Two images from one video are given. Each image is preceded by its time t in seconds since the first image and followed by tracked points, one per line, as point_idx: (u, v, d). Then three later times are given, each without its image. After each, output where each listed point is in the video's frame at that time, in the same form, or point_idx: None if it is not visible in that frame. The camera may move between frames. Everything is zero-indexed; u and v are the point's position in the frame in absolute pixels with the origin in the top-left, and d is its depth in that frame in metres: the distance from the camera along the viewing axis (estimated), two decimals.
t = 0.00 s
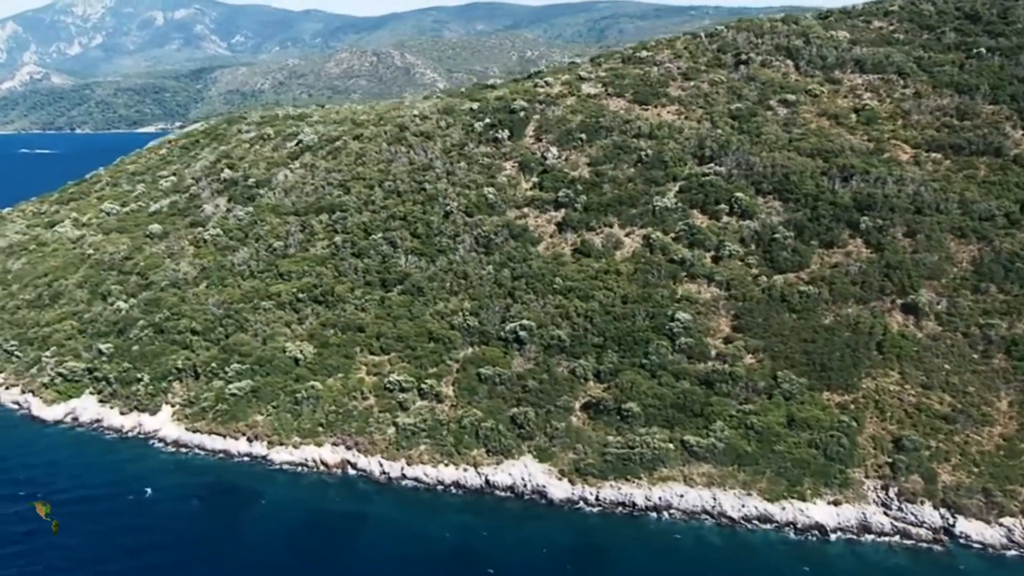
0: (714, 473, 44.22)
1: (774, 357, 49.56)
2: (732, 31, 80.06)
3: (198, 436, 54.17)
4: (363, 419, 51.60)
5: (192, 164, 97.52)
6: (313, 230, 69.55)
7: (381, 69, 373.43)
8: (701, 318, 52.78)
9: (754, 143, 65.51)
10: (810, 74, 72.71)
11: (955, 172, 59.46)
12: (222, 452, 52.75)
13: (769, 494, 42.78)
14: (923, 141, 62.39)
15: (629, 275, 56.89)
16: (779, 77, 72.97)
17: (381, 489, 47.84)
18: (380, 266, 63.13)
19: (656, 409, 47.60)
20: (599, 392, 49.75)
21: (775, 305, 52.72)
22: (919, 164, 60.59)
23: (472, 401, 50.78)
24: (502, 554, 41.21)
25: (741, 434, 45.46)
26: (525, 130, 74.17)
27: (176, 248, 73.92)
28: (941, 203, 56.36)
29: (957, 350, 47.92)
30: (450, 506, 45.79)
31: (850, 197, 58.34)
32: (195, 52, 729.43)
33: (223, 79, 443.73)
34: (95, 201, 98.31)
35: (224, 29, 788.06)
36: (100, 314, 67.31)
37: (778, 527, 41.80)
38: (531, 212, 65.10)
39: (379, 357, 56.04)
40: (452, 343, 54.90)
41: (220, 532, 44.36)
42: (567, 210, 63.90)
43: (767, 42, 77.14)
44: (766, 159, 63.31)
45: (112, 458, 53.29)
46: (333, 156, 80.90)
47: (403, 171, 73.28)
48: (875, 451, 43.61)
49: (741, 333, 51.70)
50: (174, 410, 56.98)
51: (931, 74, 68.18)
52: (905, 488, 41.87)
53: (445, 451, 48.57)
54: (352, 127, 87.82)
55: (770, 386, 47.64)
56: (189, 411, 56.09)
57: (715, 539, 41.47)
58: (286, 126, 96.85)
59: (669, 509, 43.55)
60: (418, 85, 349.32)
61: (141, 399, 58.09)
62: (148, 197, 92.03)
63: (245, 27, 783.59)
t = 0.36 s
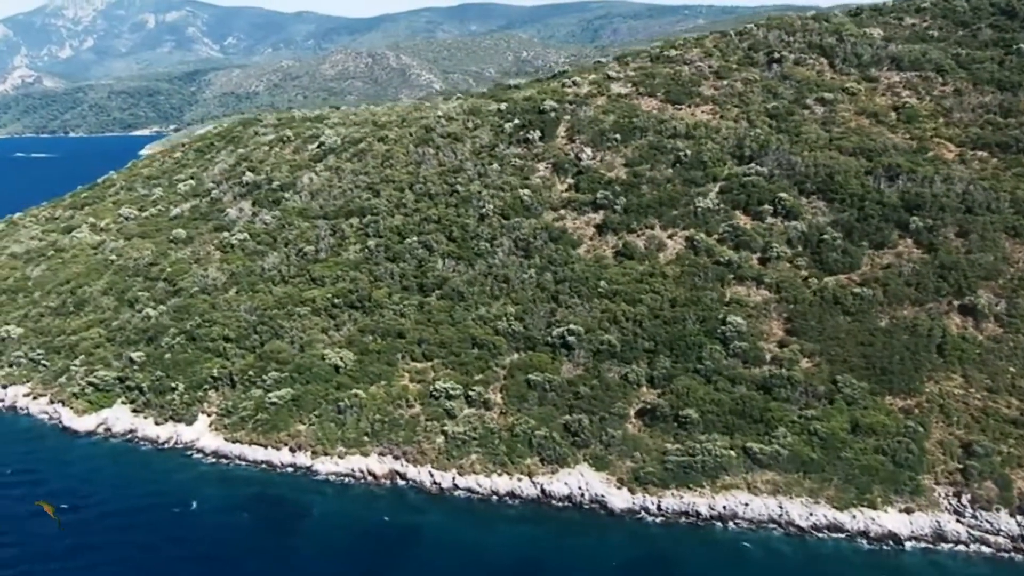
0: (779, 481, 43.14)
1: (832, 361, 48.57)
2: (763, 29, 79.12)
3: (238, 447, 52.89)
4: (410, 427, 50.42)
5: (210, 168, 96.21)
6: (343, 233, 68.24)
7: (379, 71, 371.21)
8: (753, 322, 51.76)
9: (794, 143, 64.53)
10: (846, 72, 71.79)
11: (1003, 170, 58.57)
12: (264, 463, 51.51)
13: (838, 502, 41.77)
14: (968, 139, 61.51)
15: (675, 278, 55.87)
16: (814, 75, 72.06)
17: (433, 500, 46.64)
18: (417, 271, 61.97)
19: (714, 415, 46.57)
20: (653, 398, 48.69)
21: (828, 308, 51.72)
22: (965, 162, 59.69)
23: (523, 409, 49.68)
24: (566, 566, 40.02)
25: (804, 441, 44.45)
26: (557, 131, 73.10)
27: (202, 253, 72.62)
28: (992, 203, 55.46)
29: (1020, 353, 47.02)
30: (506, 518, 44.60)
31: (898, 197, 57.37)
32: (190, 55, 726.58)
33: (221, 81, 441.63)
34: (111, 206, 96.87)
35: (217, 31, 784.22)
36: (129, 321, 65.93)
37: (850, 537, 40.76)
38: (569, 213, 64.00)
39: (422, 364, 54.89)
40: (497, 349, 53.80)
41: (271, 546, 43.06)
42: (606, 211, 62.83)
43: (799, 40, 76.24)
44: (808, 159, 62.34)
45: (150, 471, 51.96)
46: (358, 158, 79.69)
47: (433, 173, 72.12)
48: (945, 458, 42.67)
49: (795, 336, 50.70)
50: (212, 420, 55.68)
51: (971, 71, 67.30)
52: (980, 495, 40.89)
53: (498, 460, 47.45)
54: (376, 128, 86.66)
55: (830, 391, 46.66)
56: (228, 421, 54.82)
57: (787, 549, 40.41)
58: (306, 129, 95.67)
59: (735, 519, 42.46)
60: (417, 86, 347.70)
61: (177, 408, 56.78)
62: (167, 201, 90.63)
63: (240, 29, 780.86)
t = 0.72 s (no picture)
0: (833, 486, 42.35)
1: (879, 364, 47.84)
2: (787, 27, 78.43)
3: (271, 455, 51.87)
4: (449, 434, 49.51)
5: (224, 170, 95.11)
6: (368, 236, 67.25)
7: (378, 71, 369.50)
8: (796, 324, 50.99)
9: (826, 142, 63.76)
10: (874, 70, 71.11)
11: None
12: (299, 472, 50.52)
13: (895, 508, 41.00)
14: (1003, 138, 60.88)
15: (713, 280, 55.09)
16: (842, 73, 71.36)
17: (476, 508, 45.70)
18: (447, 274, 61.05)
19: (762, 420, 45.80)
20: (698, 403, 47.88)
21: (872, 309, 50.96)
22: (1002, 161, 59.00)
23: (565, 415, 48.85)
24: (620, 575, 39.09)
25: (857, 446, 43.71)
26: (582, 131, 72.24)
27: (223, 256, 71.53)
28: None
29: None
30: (553, 526, 43.66)
31: (937, 195, 56.63)
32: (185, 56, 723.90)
33: (218, 82, 439.81)
34: (124, 209, 95.65)
35: (212, 31, 780.21)
36: (152, 327, 64.84)
37: (909, 544, 39.98)
38: (599, 215, 63.16)
39: (457, 369, 53.99)
40: (534, 354, 52.95)
41: (313, 555, 42.04)
42: (638, 212, 62.01)
43: (824, 38, 75.57)
44: (842, 158, 61.58)
45: (182, 480, 50.90)
46: (379, 159, 78.68)
47: (458, 175, 71.22)
48: (1002, 463, 42.01)
49: (839, 339, 49.93)
50: (242, 427, 54.64)
51: (1003, 68, 66.64)
52: None
53: (542, 466, 46.58)
54: (394, 129, 85.71)
55: (880, 394, 45.92)
56: (259, 428, 53.77)
57: (845, 556, 39.58)
58: (321, 130, 94.68)
59: (789, 526, 41.60)
60: (416, 87, 346.43)
61: (206, 416, 55.69)
62: (181, 203, 89.45)
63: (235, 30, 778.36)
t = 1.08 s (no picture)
0: (899, 493, 41.45)
1: (936, 367, 47.02)
2: (815, 25, 77.63)
3: (312, 465, 50.63)
4: (497, 442, 48.44)
5: (239, 173, 93.66)
6: (398, 239, 66.04)
7: (373, 71, 367.46)
8: (848, 326, 50.12)
9: (864, 140, 62.93)
10: (906, 67, 70.35)
11: None
12: (343, 482, 49.31)
13: (967, 515, 40.13)
14: None
15: (759, 282, 54.22)
16: (874, 71, 70.58)
17: (530, 519, 44.62)
18: (483, 278, 59.97)
19: (822, 425, 44.92)
20: (753, 408, 46.95)
21: (924, 311, 50.13)
22: None
23: (616, 422, 47.90)
24: None
25: (921, 451, 42.87)
26: (612, 130, 71.22)
27: (248, 261, 70.19)
28: None
29: None
30: (612, 537, 42.58)
31: (983, 194, 55.83)
32: (176, 58, 719.92)
33: (211, 84, 436.67)
34: (137, 213, 94.05)
35: (203, 32, 775.63)
36: (179, 334, 63.43)
37: (983, 551, 39.08)
38: (636, 216, 62.18)
39: (500, 375, 52.91)
40: (580, 360, 52.01)
41: (367, 569, 40.87)
42: (676, 213, 61.08)
43: (853, 36, 74.83)
44: (882, 156, 60.72)
45: (223, 492, 49.67)
46: (403, 161, 77.46)
47: (486, 177, 70.10)
48: None
49: (893, 341, 49.10)
50: (280, 437, 53.37)
51: None
52: None
53: (596, 475, 45.57)
54: (415, 131, 84.56)
55: (941, 398, 45.12)
56: (299, 438, 52.53)
57: (918, 564, 38.65)
58: (338, 132, 93.43)
59: (857, 534, 40.63)
60: (412, 87, 344.79)
61: (241, 425, 54.39)
62: (197, 207, 87.96)
63: (226, 31, 774.54)
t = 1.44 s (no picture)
0: (950, 497, 40.94)
1: (978, 369, 46.59)
2: (832, 24, 77.21)
3: (344, 474, 49.70)
4: (534, 449, 47.66)
5: (247, 177, 92.44)
6: (420, 243, 65.13)
7: (366, 72, 365.84)
8: (886, 328, 49.57)
9: (891, 139, 62.40)
10: (928, 66, 69.96)
11: None
12: (376, 492, 48.41)
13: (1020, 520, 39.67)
14: None
15: (793, 284, 53.63)
16: (896, 70, 70.15)
17: (572, 527, 43.90)
18: (510, 282, 59.15)
19: (866, 430, 44.39)
20: (794, 412, 46.35)
21: (963, 312, 49.68)
22: None
23: (656, 427, 47.21)
24: None
25: (969, 455, 42.40)
26: (632, 130, 70.44)
27: (264, 265, 69.06)
28: None
29: None
30: (657, 545, 41.91)
31: (1016, 194, 55.44)
32: (164, 60, 715.63)
33: (202, 85, 433.71)
34: (143, 217, 92.68)
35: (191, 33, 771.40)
36: (198, 341, 62.22)
37: None
38: (662, 217, 61.44)
39: (532, 381, 52.11)
40: (614, 364, 51.28)
41: None
42: (704, 214, 60.39)
43: (873, 34, 74.46)
44: (911, 155, 60.20)
45: (253, 503, 48.72)
46: (418, 162, 76.44)
47: (506, 178, 69.22)
48: None
49: (932, 343, 48.60)
50: (308, 445, 52.40)
51: None
52: None
53: (638, 482, 44.88)
54: (429, 132, 83.63)
55: (986, 401, 44.68)
56: (328, 446, 51.53)
57: (973, 571, 38.14)
58: (348, 134, 92.36)
59: (909, 540, 40.10)
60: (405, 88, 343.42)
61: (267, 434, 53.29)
62: (206, 210, 86.69)
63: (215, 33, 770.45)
